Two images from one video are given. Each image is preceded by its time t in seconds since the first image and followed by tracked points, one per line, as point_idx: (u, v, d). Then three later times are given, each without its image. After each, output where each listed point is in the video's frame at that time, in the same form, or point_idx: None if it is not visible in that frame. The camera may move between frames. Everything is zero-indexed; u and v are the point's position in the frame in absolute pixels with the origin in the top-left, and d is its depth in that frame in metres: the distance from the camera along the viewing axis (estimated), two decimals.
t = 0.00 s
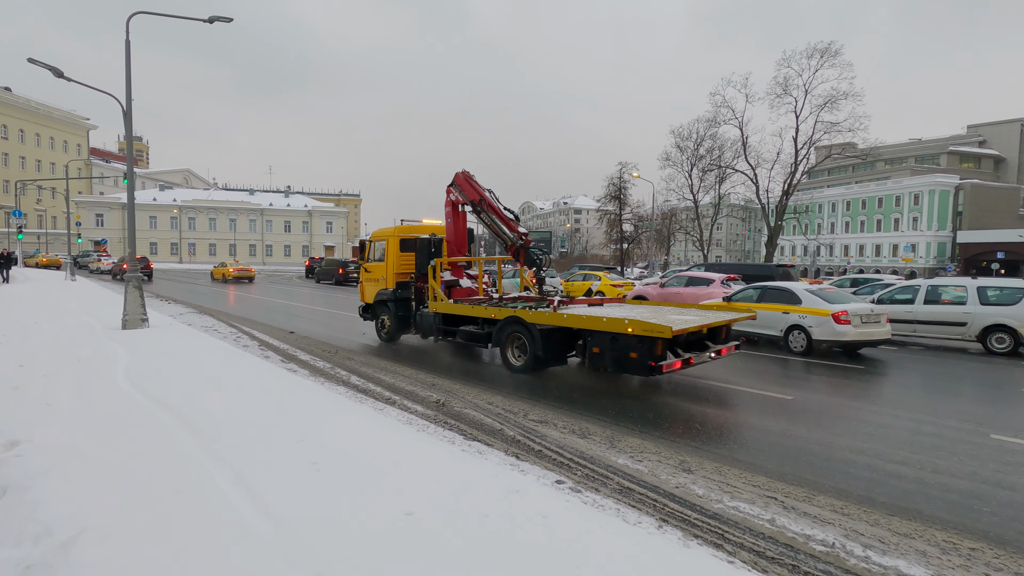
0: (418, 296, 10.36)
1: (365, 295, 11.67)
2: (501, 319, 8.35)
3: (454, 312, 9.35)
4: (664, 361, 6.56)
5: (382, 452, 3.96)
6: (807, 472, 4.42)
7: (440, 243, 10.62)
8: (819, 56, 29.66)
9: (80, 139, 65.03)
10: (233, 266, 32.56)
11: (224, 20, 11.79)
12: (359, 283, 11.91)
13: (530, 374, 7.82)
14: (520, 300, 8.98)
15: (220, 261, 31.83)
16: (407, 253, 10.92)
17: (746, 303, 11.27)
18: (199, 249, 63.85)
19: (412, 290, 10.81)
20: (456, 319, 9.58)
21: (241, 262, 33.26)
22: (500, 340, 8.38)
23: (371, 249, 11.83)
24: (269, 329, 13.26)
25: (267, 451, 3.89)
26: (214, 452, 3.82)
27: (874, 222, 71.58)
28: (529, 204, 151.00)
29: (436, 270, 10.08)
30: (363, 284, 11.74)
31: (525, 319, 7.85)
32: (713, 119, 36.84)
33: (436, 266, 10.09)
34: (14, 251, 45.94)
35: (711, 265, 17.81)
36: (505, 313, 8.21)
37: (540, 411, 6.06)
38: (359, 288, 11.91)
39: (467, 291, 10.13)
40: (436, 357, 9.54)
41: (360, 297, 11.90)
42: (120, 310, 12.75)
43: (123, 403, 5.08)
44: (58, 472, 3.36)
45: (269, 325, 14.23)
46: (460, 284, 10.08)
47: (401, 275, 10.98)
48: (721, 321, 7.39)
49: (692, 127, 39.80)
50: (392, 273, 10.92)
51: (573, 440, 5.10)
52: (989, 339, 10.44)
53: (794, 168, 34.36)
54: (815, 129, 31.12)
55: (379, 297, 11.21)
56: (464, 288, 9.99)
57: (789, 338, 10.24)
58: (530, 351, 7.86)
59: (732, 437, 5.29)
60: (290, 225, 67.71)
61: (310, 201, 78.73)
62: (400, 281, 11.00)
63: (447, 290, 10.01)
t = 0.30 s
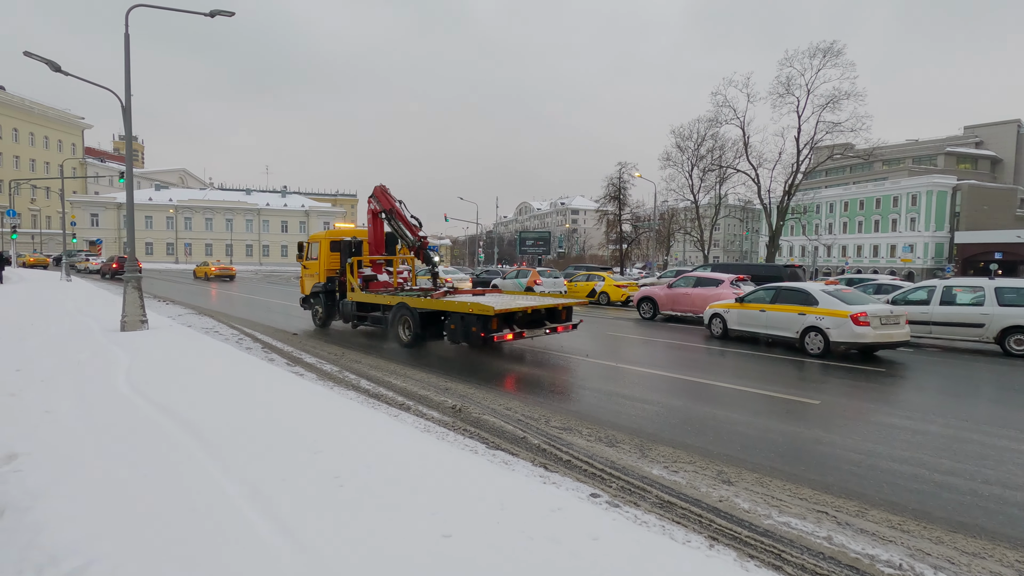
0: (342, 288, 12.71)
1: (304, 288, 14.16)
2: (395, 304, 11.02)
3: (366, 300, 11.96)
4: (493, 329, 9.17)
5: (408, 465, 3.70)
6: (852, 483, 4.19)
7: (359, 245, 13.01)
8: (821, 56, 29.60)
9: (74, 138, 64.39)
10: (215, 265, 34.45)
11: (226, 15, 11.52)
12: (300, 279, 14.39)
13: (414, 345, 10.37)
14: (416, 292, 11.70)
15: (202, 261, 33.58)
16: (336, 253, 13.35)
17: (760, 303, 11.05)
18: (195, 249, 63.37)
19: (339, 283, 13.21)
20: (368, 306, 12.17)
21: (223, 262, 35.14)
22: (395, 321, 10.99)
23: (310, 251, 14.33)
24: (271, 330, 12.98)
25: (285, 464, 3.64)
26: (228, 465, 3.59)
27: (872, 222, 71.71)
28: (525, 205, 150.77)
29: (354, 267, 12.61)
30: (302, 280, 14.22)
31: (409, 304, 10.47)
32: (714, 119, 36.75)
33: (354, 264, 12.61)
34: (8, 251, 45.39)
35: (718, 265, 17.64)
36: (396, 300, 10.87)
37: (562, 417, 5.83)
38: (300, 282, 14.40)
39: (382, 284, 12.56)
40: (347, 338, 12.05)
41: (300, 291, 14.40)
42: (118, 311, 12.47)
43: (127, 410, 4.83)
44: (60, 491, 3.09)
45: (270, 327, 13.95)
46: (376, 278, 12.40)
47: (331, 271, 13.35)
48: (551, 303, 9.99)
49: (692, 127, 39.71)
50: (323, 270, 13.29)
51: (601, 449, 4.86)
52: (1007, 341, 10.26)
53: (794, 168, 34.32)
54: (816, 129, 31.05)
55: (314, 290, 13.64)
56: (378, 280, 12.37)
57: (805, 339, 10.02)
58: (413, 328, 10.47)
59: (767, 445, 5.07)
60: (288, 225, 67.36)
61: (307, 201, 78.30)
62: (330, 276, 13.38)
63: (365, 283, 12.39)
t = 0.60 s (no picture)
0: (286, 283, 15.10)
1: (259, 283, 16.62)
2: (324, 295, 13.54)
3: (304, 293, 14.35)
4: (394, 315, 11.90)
5: (436, 486, 3.45)
6: (902, 498, 3.95)
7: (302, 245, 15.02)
8: (824, 55, 29.42)
9: (70, 137, 63.88)
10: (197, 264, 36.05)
11: (227, 9, 11.23)
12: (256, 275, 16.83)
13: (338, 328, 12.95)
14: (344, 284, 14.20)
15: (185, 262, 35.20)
16: (285, 253, 15.73)
17: (774, 306, 10.82)
18: (192, 249, 62.91)
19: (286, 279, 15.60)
20: (306, 298, 14.59)
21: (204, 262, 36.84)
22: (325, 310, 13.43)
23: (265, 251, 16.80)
24: (273, 332, 12.71)
25: (304, 485, 3.39)
26: (242, 487, 3.33)
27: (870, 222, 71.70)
28: (523, 204, 150.49)
29: (298, 265, 14.94)
30: (258, 276, 16.65)
31: (334, 295, 12.99)
32: (716, 118, 36.55)
33: (297, 262, 15.01)
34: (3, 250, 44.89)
35: (725, 265, 17.42)
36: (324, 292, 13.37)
37: (584, 426, 5.60)
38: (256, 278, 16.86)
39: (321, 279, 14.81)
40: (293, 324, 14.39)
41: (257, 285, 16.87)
42: (116, 313, 12.17)
43: (129, 423, 4.56)
44: (61, 520, 2.83)
45: (272, 328, 13.68)
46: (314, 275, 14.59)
47: (281, 269, 15.75)
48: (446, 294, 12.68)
49: (693, 126, 39.52)
50: (274, 267, 15.60)
51: (631, 460, 4.63)
52: None
53: (796, 168, 34.14)
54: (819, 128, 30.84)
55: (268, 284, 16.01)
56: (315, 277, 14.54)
57: (822, 343, 9.79)
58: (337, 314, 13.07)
59: (803, 457, 4.84)
60: (285, 224, 67.06)
61: (304, 199, 77.82)
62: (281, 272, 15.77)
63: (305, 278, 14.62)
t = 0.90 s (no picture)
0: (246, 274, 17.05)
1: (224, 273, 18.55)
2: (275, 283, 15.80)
3: (261, 282, 16.48)
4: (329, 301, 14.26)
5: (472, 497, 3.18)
6: (963, 508, 3.69)
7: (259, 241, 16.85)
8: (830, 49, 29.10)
9: (66, 132, 63.26)
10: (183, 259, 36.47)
11: None
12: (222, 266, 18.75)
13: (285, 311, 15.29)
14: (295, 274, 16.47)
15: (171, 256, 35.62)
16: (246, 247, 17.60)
17: (792, 302, 10.58)
18: (190, 244, 62.44)
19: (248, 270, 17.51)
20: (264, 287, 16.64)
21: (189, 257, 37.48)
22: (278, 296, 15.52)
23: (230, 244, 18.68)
24: (277, 329, 12.44)
25: (331, 498, 3.10)
26: (262, 499, 3.07)
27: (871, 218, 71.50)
28: (522, 200, 150.01)
29: (257, 259, 16.86)
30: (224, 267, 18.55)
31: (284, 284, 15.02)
32: (719, 112, 36.24)
33: (256, 256, 16.94)
34: None
35: (734, 261, 17.19)
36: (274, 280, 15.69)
37: (611, 427, 5.35)
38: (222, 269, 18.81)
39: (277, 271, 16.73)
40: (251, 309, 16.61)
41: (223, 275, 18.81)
42: (117, 310, 11.90)
43: (136, 427, 4.27)
44: (66, 541, 2.56)
45: (276, 324, 13.43)
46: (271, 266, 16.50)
47: (243, 261, 17.66)
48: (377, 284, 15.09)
49: (696, 121, 39.21)
50: (236, 260, 17.38)
51: (668, 465, 4.37)
52: None
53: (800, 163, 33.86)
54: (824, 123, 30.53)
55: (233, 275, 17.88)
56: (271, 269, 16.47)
57: (843, 339, 9.57)
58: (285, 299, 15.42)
59: (847, 460, 4.58)
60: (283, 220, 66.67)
61: (303, 194, 77.36)
62: (244, 264, 17.65)
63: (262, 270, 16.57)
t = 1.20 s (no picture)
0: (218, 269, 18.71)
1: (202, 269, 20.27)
2: (239, 277, 17.57)
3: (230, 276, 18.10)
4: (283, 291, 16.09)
5: (515, 520, 2.91)
6: None
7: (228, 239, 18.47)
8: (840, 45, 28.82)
9: (68, 129, 62.94)
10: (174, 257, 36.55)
11: None
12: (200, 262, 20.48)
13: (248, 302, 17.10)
14: (260, 268, 17.99)
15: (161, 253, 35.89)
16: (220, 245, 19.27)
17: (814, 301, 10.30)
18: (192, 242, 62.33)
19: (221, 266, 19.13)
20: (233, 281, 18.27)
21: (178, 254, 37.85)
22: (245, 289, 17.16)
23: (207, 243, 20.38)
24: (284, 329, 12.19)
25: (363, 522, 2.83)
26: (287, 524, 2.79)
27: (876, 215, 71.13)
28: (524, 197, 149.68)
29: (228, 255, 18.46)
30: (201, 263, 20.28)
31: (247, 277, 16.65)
32: (726, 108, 35.96)
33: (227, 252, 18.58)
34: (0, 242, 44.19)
35: (747, 259, 16.87)
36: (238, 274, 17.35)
37: (643, 435, 5.09)
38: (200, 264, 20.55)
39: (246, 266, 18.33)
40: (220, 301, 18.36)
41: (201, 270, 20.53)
42: (120, 309, 11.68)
43: (146, 438, 4.02)
44: None
45: (283, 324, 13.17)
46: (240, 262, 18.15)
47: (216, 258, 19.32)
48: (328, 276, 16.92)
49: (703, 117, 38.94)
50: (210, 257, 19.08)
51: (713, 479, 4.08)
52: None
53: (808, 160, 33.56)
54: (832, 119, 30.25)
55: (208, 271, 19.49)
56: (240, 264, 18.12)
57: (867, 340, 9.30)
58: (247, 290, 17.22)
59: (900, 472, 4.30)
60: (285, 217, 66.45)
61: (304, 192, 76.99)
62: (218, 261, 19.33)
63: (233, 266, 18.26)
